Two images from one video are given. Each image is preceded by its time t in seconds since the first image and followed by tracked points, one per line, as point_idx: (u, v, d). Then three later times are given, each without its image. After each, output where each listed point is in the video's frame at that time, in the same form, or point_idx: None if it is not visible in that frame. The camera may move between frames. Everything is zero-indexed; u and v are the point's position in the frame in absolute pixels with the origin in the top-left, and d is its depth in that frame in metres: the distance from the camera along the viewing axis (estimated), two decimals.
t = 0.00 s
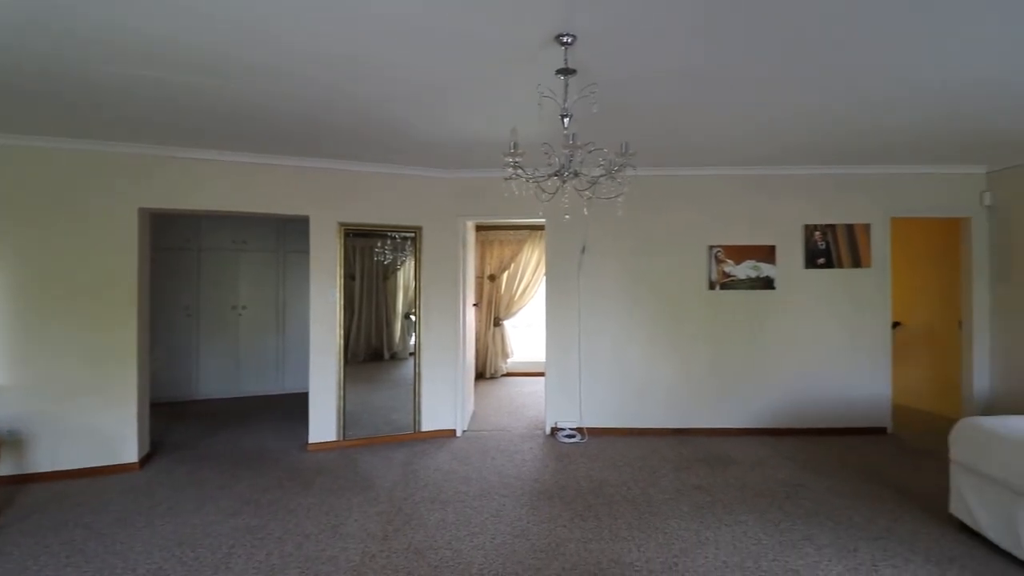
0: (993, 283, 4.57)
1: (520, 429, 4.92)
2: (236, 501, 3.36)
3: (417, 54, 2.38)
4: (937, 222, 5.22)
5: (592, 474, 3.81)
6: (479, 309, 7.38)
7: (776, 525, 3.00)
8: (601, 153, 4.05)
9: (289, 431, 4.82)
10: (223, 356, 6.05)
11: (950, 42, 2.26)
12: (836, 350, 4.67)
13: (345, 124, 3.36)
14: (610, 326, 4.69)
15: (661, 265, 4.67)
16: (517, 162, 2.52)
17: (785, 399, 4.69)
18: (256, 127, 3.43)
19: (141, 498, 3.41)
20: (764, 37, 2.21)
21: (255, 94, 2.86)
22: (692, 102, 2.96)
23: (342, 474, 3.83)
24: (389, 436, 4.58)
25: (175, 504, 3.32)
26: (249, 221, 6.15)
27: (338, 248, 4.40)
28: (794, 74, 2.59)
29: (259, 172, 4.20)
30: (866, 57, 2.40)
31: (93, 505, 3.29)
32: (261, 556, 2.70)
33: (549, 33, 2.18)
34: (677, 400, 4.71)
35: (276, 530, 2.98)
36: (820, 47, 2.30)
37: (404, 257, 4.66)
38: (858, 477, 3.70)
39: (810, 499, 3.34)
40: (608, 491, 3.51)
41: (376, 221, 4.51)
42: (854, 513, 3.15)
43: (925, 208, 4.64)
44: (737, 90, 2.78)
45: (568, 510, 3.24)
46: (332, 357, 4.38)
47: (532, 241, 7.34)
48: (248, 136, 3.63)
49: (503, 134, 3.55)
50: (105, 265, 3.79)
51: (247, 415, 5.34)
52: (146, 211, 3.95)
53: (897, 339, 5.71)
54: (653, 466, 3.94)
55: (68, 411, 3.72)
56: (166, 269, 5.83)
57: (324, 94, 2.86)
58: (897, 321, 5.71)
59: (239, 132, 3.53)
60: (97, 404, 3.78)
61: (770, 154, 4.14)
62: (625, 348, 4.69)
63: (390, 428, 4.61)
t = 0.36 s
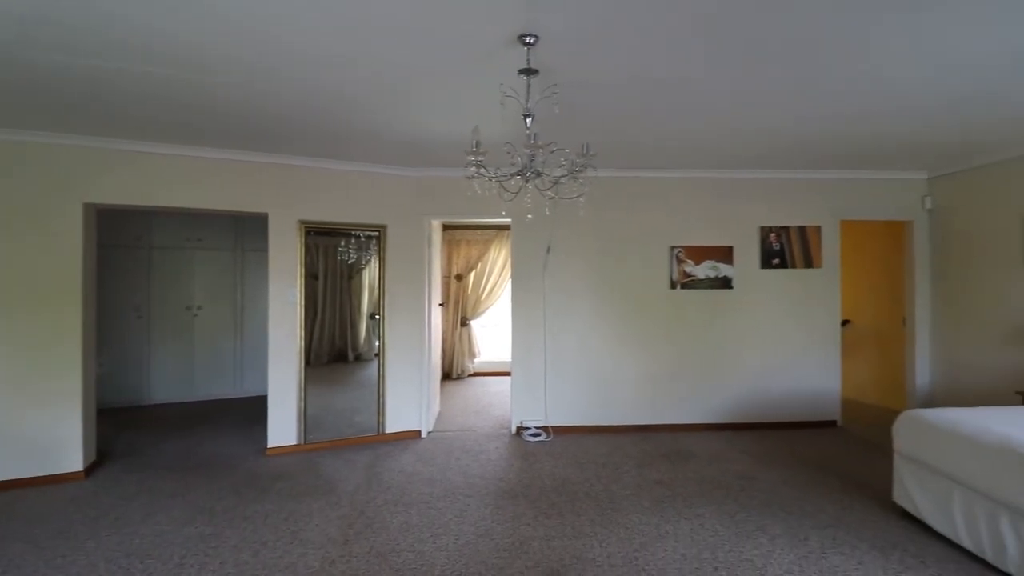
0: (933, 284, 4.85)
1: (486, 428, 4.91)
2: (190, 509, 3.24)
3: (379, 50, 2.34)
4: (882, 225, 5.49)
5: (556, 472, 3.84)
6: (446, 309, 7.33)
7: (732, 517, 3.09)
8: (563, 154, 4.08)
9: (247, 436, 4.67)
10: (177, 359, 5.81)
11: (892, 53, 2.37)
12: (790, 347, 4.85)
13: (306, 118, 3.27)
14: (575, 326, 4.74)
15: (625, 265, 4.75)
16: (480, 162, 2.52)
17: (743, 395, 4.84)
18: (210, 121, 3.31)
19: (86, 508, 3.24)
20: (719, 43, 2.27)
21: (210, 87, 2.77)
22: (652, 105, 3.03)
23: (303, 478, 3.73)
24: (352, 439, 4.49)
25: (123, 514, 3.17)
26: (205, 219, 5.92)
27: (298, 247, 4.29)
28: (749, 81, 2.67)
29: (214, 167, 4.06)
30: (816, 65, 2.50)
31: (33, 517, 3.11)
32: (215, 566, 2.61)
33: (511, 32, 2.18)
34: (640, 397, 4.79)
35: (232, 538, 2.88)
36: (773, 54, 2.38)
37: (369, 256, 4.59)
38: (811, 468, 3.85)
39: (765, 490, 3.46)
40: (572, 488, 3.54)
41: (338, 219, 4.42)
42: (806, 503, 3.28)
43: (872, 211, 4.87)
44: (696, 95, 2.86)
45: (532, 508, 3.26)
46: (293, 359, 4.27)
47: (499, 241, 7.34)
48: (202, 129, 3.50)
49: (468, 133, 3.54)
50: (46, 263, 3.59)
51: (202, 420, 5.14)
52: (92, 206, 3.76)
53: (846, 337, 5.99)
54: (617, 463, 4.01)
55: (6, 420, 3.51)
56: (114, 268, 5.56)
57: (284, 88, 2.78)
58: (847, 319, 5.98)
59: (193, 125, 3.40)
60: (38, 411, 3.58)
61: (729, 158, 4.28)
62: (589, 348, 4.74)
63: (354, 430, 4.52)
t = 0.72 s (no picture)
0: (889, 284, 5.03)
1: (458, 430, 4.88)
2: (147, 518, 3.12)
3: (342, 45, 2.30)
4: (843, 227, 5.65)
5: (527, 473, 3.84)
6: (419, 310, 7.28)
7: (698, 514, 3.14)
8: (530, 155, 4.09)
9: (209, 442, 4.53)
10: (135, 362, 5.60)
11: (848, 61, 2.45)
12: (756, 346, 4.97)
13: (269, 114, 3.19)
14: (546, 326, 4.75)
15: (597, 265, 4.79)
16: (446, 162, 2.51)
17: (711, 393, 4.94)
18: (167, 114, 3.20)
19: (34, 519, 3.09)
20: (684, 47, 2.30)
21: (167, 80, 2.67)
22: (620, 108, 3.05)
23: (268, 484, 3.64)
24: (319, 443, 4.40)
25: (75, 524, 3.04)
26: (166, 217, 5.73)
27: (263, 246, 4.19)
28: (714, 85, 2.72)
29: (174, 163, 3.93)
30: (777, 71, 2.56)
31: None
32: None
33: (476, 32, 2.16)
34: (611, 397, 4.83)
35: (191, 547, 2.79)
36: (736, 60, 2.43)
37: (339, 256, 4.51)
38: (775, 465, 3.95)
39: (729, 487, 3.53)
40: (542, 488, 3.54)
41: (305, 218, 4.33)
42: (769, 498, 3.36)
43: (833, 214, 5.03)
44: (663, 98, 2.91)
45: (501, 509, 3.25)
46: (257, 361, 4.16)
47: (472, 241, 7.31)
48: (160, 124, 3.38)
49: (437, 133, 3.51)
50: None
51: (162, 425, 4.97)
52: (43, 203, 3.60)
53: (808, 336, 6.17)
54: (586, 462, 4.03)
55: None
56: (67, 268, 5.32)
57: (246, 82, 2.71)
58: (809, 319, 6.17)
59: (150, 119, 3.28)
60: None
61: (697, 161, 4.36)
62: (561, 348, 4.76)
63: (322, 434, 4.44)
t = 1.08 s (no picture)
0: (855, 285, 5.17)
1: (433, 431, 4.84)
2: (106, 527, 3.01)
3: (310, 41, 2.25)
4: (811, 229, 5.79)
5: (501, 474, 3.83)
6: (394, 311, 7.20)
7: (669, 513, 3.17)
8: (499, 156, 4.08)
9: (174, 447, 4.40)
10: (98, 365, 5.41)
11: (813, 67, 2.50)
12: (727, 346, 5.05)
13: (237, 111, 3.11)
14: (521, 327, 4.74)
15: (572, 266, 4.81)
16: (414, 161, 2.48)
17: (684, 393, 5.00)
18: (127, 108, 3.09)
19: None
20: (655, 50, 2.32)
21: (123, 71, 2.58)
22: (592, 109, 3.06)
23: (235, 489, 3.55)
24: (290, 447, 4.31)
25: (28, 534, 2.91)
26: (131, 215, 5.55)
27: (231, 246, 4.08)
28: (684, 89, 2.75)
29: (135, 160, 3.80)
30: (745, 75, 2.60)
31: None
32: None
33: (446, 30, 2.14)
34: (586, 397, 4.86)
35: (152, 557, 2.70)
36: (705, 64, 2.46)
37: (311, 256, 4.43)
38: (744, 462, 4.02)
39: (700, 485, 3.58)
40: (515, 490, 3.53)
41: (273, 218, 4.24)
42: (738, 496, 3.42)
43: (800, 216, 5.15)
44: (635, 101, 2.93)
45: (474, 511, 3.23)
46: (225, 363, 4.06)
47: (449, 242, 7.27)
48: (120, 118, 3.26)
49: (409, 132, 3.47)
50: None
51: (125, 431, 4.81)
52: None
53: (777, 336, 6.30)
54: (560, 462, 4.04)
55: None
56: (24, 268, 5.10)
57: (210, 76, 2.63)
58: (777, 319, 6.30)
59: (109, 113, 3.17)
60: None
61: (670, 163, 4.41)
62: (536, 349, 4.76)
63: (292, 438, 4.35)
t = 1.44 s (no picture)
0: (822, 286, 5.31)
1: (408, 433, 4.80)
2: (66, 536, 2.90)
3: (281, 37, 2.21)
4: (779, 231, 5.94)
5: (476, 474, 3.81)
6: (370, 311, 7.12)
7: (642, 510, 3.20)
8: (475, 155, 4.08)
9: (139, 452, 4.26)
10: (58, 368, 5.20)
11: (781, 71, 2.57)
12: (700, 345, 5.14)
13: (206, 107, 3.04)
14: (498, 327, 4.74)
15: (548, 266, 4.83)
16: (387, 159, 2.45)
17: (658, 391, 5.07)
18: (90, 102, 2.99)
19: None
20: (628, 52, 2.35)
21: (85, 64, 2.49)
22: (566, 110, 3.08)
23: (202, 495, 3.46)
24: (260, 450, 4.22)
25: None
26: (94, 213, 5.36)
27: (199, 245, 3.98)
28: (658, 90, 2.79)
29: (97, 156, 3.67)
30: (717, 78, 2.65)
31: None
32: None
33: (420, 29, 2.13)
34: (562, 397, 4.88)
35: (114, 565, 2.61)
36: (677, 67, 2.50)
37: (284, 255, 4.34)
38: (716, 459, 4.10)
39: (673, 482, 3.63)
40: (490, 490, 3.53)
41: (243, 216, 4.14)
42: (710, 492, 3.48)
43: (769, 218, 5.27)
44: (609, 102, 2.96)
45: (449, 513, 3.21)
46: (192, 366, 3.95)
47: (425, 242, 7.23)
48: (82, 112, 3.15)
49: (384, 130, 3.44)
50: None
51: (87, 435, 4.64)
52: None
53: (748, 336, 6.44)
54: (536, 462, 4.05)
55: None
56: None
57: (178, 71, 2.56)
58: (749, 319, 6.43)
59: (72, 106, 3.05)
60: None
61: (644, 164, 4.48)
62: (512, 349, 4.77)
63: (263, 441, 4.26)
